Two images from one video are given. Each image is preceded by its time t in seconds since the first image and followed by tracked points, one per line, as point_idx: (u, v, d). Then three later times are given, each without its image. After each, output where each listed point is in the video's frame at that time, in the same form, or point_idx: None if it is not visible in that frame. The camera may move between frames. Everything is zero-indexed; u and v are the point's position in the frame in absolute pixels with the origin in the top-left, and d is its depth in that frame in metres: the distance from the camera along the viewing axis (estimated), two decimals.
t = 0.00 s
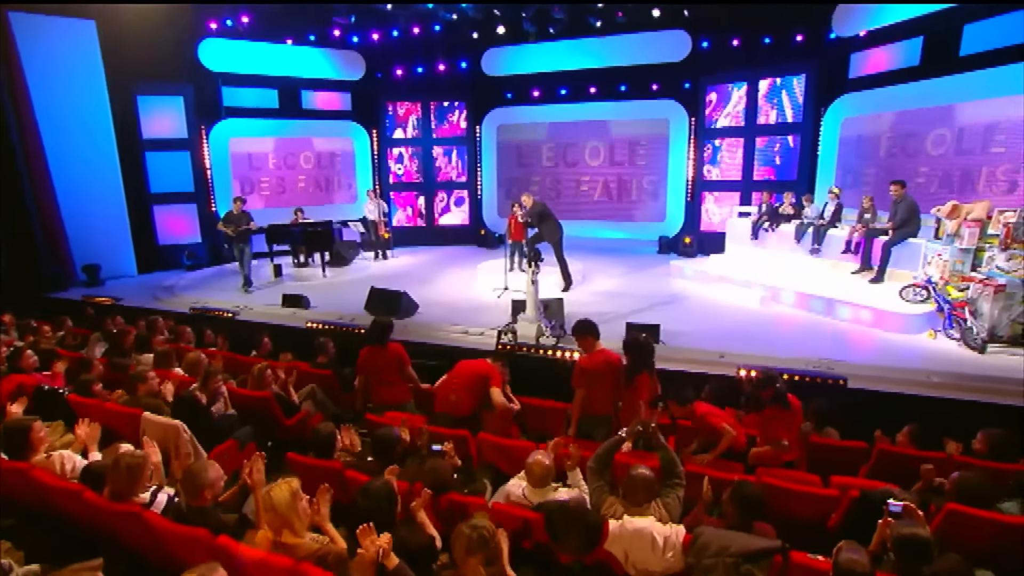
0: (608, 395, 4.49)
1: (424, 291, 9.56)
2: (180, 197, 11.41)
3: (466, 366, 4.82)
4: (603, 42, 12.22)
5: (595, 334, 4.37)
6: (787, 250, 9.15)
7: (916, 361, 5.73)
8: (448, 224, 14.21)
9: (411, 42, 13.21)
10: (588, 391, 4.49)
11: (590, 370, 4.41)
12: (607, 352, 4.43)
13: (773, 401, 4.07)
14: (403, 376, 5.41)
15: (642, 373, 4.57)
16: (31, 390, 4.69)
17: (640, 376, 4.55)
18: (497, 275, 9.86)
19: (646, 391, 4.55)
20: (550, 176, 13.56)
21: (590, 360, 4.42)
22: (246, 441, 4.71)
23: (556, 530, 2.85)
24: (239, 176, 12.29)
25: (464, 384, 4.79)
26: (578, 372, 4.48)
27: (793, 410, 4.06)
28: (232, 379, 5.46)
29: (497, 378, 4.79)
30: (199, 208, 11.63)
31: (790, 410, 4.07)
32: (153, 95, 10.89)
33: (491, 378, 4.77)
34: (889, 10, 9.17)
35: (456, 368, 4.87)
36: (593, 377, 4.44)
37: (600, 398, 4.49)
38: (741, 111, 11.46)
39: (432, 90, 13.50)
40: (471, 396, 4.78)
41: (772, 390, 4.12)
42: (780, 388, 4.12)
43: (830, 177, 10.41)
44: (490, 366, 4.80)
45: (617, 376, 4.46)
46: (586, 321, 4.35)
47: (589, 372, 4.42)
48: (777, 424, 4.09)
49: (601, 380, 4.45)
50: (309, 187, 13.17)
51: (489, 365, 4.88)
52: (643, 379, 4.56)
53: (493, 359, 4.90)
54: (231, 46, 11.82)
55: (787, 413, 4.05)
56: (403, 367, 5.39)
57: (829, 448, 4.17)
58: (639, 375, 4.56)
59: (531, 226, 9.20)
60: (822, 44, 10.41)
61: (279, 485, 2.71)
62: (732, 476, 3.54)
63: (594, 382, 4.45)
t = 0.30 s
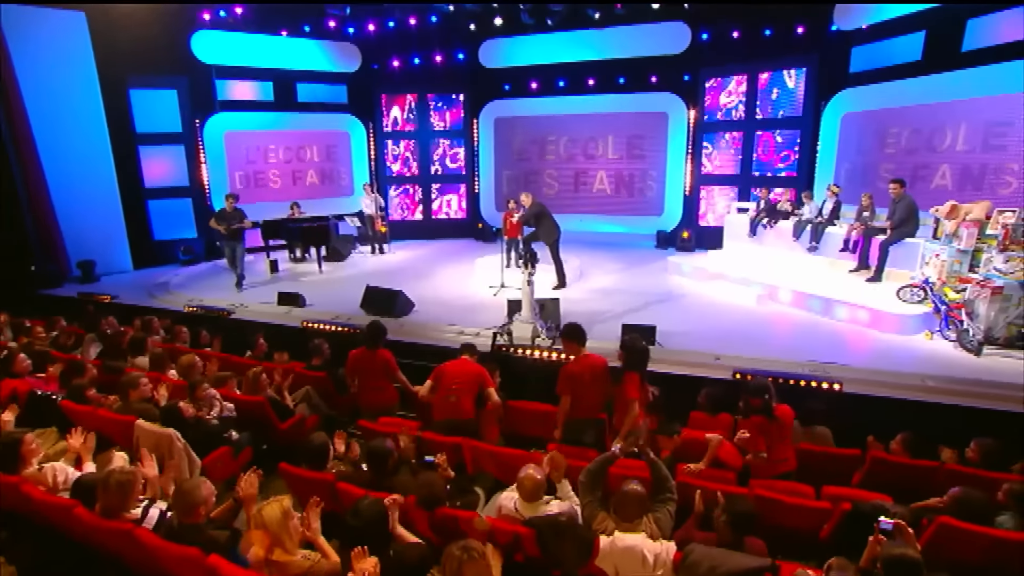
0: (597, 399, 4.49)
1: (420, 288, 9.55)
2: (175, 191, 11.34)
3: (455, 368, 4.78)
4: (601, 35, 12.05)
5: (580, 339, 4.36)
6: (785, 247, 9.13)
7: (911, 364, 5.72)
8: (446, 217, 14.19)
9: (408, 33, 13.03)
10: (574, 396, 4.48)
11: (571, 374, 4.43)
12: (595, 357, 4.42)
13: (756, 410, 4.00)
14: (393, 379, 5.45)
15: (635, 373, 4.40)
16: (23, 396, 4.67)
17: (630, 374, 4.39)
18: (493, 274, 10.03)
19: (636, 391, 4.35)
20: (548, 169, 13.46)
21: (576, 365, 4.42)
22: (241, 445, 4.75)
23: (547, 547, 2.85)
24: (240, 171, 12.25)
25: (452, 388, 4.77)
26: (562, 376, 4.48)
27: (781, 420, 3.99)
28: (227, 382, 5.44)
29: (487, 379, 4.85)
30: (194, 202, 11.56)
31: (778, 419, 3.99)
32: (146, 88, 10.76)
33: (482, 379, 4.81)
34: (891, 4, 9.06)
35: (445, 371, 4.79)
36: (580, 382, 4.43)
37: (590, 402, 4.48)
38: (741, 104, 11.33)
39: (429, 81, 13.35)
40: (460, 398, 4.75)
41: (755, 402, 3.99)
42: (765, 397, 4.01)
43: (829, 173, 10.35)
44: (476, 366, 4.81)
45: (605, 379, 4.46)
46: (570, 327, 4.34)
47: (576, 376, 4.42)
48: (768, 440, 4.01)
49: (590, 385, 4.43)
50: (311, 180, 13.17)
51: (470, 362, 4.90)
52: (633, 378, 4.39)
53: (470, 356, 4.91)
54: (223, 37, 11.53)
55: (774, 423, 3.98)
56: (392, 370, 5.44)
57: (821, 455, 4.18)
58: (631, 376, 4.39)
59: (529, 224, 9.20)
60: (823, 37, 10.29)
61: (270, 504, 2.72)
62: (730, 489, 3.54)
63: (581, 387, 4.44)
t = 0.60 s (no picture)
0: (590, 401, 4.49)
1: (416, 284, 9.51)
2: (169, 184, 11.24)
3: (444, 368, 4.75)
4: (599, 26, 11.81)
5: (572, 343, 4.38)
6: (783, 243, 9.10)
7: (908, 366, 5.69)
8: (443, 209, 14.10)
9: (403, 22, 12.84)
10: (559, 400, 4.47)
11: (557, 374, 4.41)
12: (585, 361, 4.40)
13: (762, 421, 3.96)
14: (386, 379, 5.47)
15: (625, 376, 4.40)
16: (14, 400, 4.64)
17: (622, 378, 4.35)
18: (489, 269, 10.05)
19: (632, 393, 4.32)
20: (545, 161, 13.34)
21: (566, 368, 4.38)
22: (234, 449, 4.70)
23: (540, 561, 2.84)
24: (242, 163, 12.19)
25: (441, 389, 4.74)
26: (544, 376, 4.49)
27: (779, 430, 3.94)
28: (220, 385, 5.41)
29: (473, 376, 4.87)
30: (188, 195, 11.46)
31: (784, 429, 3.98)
32: (137, 79, 10.60)
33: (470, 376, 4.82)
34: None
35: (435, 373, 4.73)
36: (570, 386, 4.41)
37: (583, 405, 4.48)
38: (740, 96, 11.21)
39: (426, 72, 13.18)
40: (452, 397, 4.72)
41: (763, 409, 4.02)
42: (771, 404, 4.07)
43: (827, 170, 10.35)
44: (461, 364, 4.81)
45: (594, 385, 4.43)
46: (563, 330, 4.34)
47: (564, 380, 4.40)
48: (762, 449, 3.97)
49: (581, 387, 4.42)
50: (313, 173, 13.14)
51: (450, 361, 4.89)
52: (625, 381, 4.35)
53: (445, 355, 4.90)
54: (215, 27, 11.34)
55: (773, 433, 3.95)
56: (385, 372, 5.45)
57: (816, 461, 4.17)
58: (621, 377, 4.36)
59: (526, 221, 9.18)
60: (824, 29, 10.15)
61: (260, 520, 2.71)
62: (724, 499, 3.53)
63: (572, 390, 4.42)
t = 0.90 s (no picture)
0: (585, 406, 4.45)
1: (412, 278, 9.45)
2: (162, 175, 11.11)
3: (429, 370, 4.73)
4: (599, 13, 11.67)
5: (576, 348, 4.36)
6: (782, 237, 9.01)
7: (906, 366, 5.65)
8: (439, 200, 13.96)
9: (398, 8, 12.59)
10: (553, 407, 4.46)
11: (550, 379, 4.39)
12: (583, 371, 4.36)
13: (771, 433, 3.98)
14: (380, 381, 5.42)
15: (609, 387, 4.35)
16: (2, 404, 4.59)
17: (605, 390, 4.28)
18: (485, 263, 10.00)
19: (615, 405, 4.26)
20: (542, 151, 13.17)
21: (565, 374, 4.35)
22: (227, 452, 4.67)
23: None
24: (248, 153, 12.17)
25: (429, 391, 4.72)
26: (540, 375, 4.45)
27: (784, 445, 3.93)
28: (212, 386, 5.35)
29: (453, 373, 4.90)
30: (181, 186, 11.34)
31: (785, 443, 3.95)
32: (126, 68, 10.40)
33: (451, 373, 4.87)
34: None
35: (419, 375, 4.70)
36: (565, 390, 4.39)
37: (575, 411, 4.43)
38: (740, 86, 11.03)
39: (421, 60, 12.94)
40: (439, 397, 4.72)
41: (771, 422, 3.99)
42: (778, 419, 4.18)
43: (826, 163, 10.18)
44: (441, 362, 4.80)
45: (588, 391, 4.37)
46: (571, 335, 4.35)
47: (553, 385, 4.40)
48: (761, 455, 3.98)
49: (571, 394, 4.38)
50: (319, 161, 13.13)
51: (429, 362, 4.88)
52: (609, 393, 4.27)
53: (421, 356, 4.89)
54: (207, 14, 11.19)
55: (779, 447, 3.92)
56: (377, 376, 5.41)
57: (811, 467, 4.15)
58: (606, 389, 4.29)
59: (521, 215, 9.12)
60: (826, 18, 9.97)
61: (246, 541, 2.68)
62: (719, 509, 3.50)
63: (565, 396, 4.39)
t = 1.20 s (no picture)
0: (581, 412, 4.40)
1: (409, 272, 9.38)
2: (155, 167, 10.97)
3: (427, 370, 4.67)
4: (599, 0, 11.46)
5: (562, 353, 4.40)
6: (781, 231, 8.94)
7: (905, 365, 5.61)
8: (436, 190, 13.83)
9: None
10: (549, 412, 4.38)
11: (539, 383, 4.37)
12: (575, 375, 4.33)
13: (762, 441, 3.87)
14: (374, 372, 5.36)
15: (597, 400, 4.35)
16: None
17: (591, 401, 4.32)
18: (482, 256, 9.94)
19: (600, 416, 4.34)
20: (540, 141, 12.99)
21: (556, 375, 4.33)
22: (220, 455, 4.64)
23: None
24: (241, 143, 11.95)
25: (425, 391, 4.67)
26: (529, 381, 4.43)
27: (774, 452, 3.82)
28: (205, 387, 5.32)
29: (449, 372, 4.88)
30: (175, 177, 11.21)
31: (774, 449, 3.83)
32: (116, 57, 10.20)
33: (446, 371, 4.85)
34: None
35: (417, 375, 4.63)
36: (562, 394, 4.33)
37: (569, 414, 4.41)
38: (742, 76, 10.86)
39: (418, 49, 12.68)
40: (437, 396, 4.70)
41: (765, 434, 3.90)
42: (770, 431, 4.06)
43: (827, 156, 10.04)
44: (439, 362, 4.77)
45: (581, 395, 4.33)
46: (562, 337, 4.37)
47: (546, 390, 4.36)
48: (751, 463, 3.88)
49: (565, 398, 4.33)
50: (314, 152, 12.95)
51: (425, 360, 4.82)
52: (595, 404, 4.33)
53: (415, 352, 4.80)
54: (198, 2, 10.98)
55: (770, 453, 3.82)
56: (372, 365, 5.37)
57: (807, 473, 4.12)
58: (593, 401, 4.32)
59: (518, 208, 9.05)
60: (829, 6, 9.78)
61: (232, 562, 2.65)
62: (712, 518, 3.48)
63: (558, 399, 4.34)
